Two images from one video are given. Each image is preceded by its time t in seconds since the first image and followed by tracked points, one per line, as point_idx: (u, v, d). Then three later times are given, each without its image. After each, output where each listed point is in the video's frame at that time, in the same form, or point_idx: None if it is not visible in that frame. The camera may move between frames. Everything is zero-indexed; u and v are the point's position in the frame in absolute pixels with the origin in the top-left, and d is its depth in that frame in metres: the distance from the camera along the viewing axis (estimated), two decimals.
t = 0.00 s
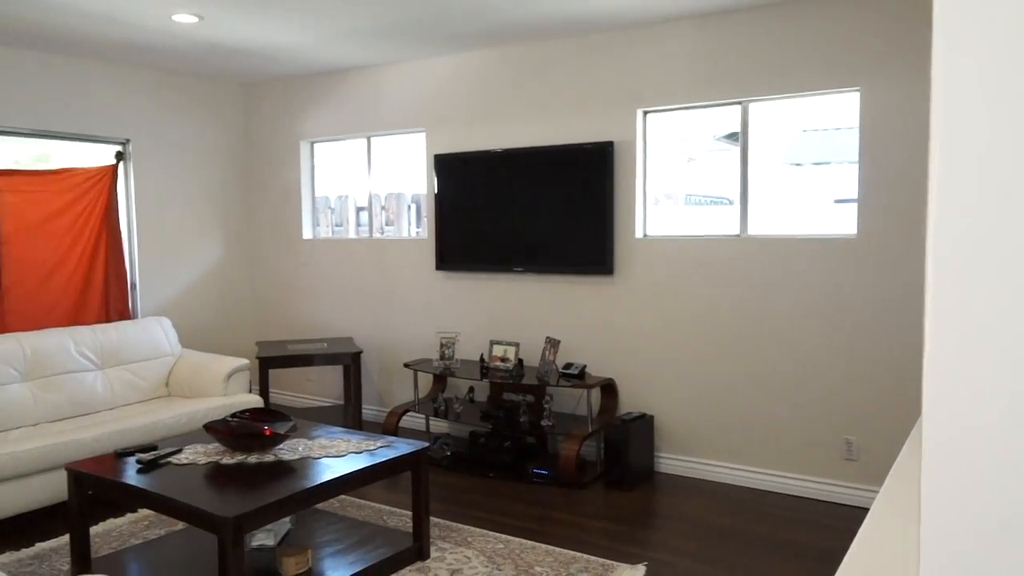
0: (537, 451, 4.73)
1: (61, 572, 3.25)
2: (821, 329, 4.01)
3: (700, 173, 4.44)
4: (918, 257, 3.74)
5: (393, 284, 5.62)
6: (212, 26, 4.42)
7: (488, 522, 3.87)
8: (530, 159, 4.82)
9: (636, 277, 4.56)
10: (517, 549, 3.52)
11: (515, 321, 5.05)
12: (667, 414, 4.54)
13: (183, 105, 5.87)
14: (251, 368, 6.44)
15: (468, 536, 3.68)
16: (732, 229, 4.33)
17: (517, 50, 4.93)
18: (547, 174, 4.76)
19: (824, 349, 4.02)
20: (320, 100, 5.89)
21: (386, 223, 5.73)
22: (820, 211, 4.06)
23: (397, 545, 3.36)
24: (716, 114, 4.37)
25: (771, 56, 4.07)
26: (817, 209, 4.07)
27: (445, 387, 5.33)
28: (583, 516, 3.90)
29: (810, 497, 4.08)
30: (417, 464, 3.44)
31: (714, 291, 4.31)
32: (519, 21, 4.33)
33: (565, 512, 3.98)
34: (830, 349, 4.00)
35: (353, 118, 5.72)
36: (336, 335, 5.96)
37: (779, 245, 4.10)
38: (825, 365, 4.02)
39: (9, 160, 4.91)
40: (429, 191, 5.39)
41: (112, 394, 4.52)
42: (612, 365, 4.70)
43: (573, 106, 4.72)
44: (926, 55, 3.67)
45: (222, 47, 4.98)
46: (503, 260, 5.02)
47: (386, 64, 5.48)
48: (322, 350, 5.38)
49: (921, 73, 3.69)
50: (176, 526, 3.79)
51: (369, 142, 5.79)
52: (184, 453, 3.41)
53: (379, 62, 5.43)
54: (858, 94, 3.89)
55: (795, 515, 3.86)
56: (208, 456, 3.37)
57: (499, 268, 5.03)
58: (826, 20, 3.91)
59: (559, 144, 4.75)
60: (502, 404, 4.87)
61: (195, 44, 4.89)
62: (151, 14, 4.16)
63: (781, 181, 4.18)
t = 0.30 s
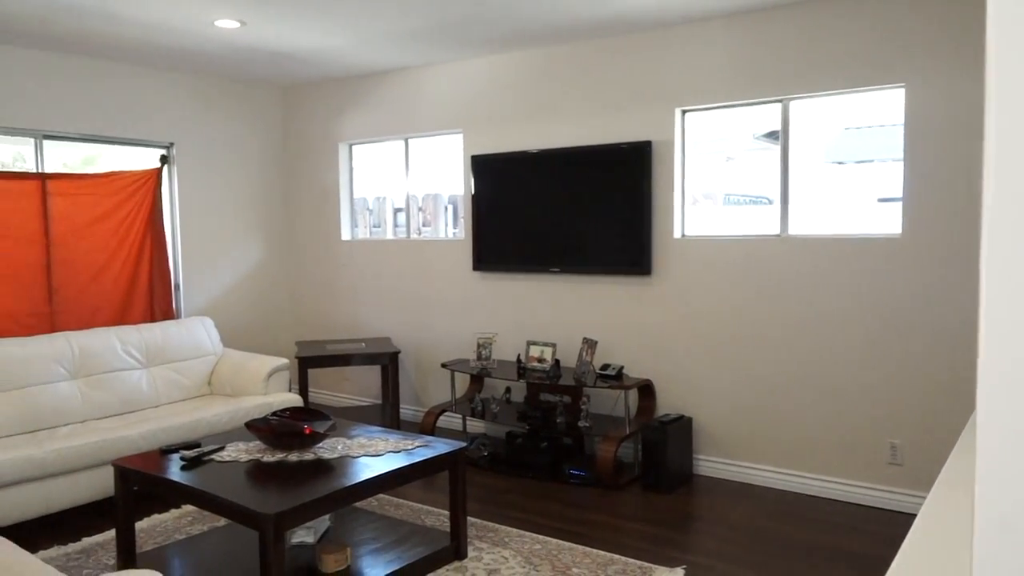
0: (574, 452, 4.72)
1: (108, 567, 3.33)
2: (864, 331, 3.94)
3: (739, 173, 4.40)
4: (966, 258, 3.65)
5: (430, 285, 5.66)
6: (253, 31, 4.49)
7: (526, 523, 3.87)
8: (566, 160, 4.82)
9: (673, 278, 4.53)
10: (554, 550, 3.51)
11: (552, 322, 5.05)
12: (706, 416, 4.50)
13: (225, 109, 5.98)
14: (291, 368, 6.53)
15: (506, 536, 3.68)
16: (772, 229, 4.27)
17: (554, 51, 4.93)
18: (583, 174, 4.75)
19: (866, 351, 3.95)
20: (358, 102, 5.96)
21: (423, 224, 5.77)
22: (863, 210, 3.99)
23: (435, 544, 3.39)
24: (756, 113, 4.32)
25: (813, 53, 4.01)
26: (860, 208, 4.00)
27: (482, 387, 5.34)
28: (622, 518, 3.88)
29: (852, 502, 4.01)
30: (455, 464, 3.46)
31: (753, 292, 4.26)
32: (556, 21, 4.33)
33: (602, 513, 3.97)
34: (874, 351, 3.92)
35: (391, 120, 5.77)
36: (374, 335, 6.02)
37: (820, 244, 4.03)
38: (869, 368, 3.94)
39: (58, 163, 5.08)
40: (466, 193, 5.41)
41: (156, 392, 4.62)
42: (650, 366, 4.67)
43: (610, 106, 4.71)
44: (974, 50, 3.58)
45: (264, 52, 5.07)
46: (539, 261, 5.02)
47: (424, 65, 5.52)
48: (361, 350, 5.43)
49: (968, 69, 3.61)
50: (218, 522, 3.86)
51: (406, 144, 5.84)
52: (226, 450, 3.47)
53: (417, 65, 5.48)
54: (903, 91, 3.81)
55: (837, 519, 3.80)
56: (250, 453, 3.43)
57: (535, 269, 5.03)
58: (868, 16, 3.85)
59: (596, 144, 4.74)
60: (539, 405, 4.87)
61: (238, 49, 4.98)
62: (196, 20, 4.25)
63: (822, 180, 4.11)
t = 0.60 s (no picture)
0: (608, 453, 4.70)
1: (147, 563, 3.40)
2: (903, 332, 3.87)
3: (774, 171, 4.34)
4: (1012, 257, 3.56)
5: (463, 285, 5.68)
6: (290, 34, 4.56)
7: (558, 524, 3.87)
8: (600, 160, 4.80)
9: (708, 279, 4.49)
10: (588, 551, 3.50)
11: (584, 323, 5.04)
12: (741, 418, 4.45)
13: (262, 112, 6.08)
14: (326, 367, 6.60)
15: (539, 537, 3.68)
16: (808, 229, 4.21)
17: (587, 50, 4.92)
18: (615, 174, 4.74)
19: (904, 353, 3.88)
20: (392, 104, 6.01)
21: (456, 224, 5.79)
22: (903, 209, 3.91)
23: (468, 544, 3.40)
24: (792, 111, 4.26)
25: (851, 50, 3.95)
26: (899, 207, 3.92)
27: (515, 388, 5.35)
28: (656, 520, 3.86)
29: (892, 506, 3.94)
30: (488, 464, 3.47)
31: (789, 292, 4.21)
32: (588, 21, 4.32)
33: (636, 515, 3.94)
34: (915, 353, 3.85)
35: (424, 121, 5.81)
36: (408, 335, 6.06)
37: (859, 244, 3.96)
38: (909, 370, 3.87)
39: (101, 167, 5.22)
40: (498, 193, 5.43)
41: (194, 391, 4.71)
42: (685, 367, 4.64)
43: (642, 106, 4.69)
44: (1020, 44, 3.49)
45: (299, 55, 5.13)
46: (572, 261, 5.01)
47: (457, 67, 5.55)
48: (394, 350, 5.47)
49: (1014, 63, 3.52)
50: (254, 519, 3.92)
51: (439, 145, 5.87)
52: (263, 449, 3.52)
53: (450, 65, 5.51)
54: (944, 86, 3.73)
55: (875, 524, 3.73)
56: (286, 452, 3.48)
57: (568, 269, 5.02)
58: (907, 12, 3.78)
59: (629, 144, 4.72)
60: (572, 406, 4.86)
61: (273, 52, 5.05)
62: (234, 25, 4.33)
63: (861, 179, 4.04)
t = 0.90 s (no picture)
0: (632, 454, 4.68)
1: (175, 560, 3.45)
2: (932, 333, 3.81)
3: (801, 170, 4.30)
4: None
5: (487, 285, 5.69)
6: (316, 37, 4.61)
7: (583, 525, 3.86)
8: (624, 160, 4.78)
9: (734, 279, 4.46)
10: (612, 552, 3.49)
11: (609, 323, 5.02)
12: (767, 420, 4.41)
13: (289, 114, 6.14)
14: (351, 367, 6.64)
15: (563, 537, 3.68)
16: (836, 229, 4.16)
17: (611, 50, 4.90)
18: (639, 174, 4.72)
19: (934, 354, 3.82)
20: (416, 105, 6.03)
21: (480, 224, 5.81)
22: (934, 208, 3.85)
23: (493, 544, 3.41)
24: (820, 109, 4.22)
25: (879, 47, 3.90)
26: (930, 206, 3.86)
27: (539, 388, 5.35)
28: (681, 522, 3.83)
29: (921, 510, 3.88)
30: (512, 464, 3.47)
31: (815, 293, 4.17)
32: (612, 20, 4.31)
33: (660, 516, 3.92)
34: (946, 354, 3.78)
35: (448, 122, 5.83)
36: (432, 335, 6.08)
37: (888, 244, 3.90)
38: (941, 371, 3.80)
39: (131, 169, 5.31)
40: (523, 193, 5.43)
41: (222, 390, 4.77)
42: (710, 368, 4.61)
43: (667, 105, 4.66)
44: None
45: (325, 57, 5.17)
46: (596, 261, 5.00)
47: (482, 66, 5.56)
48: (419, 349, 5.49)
49: None
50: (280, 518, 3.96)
51: (463, 146, 5.89)
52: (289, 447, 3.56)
53: (474, 66, 5.53)
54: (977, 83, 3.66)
55: (904, 527, 3.68)
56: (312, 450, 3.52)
57: (592, 269, 5.01)
58: (937, 8, 3.72)
59: (654, 143, 4.70)
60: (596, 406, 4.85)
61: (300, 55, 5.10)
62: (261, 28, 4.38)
63: (890, 178, 3.98)
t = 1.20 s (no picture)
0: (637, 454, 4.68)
1: (179, 559, 3.45)
2: (937, 333, 3.80)
3: (806, 170, 4.30)
4: None
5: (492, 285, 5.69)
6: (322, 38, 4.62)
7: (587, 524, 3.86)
8: (628, 160, 4.78)
9: (738, 279, 4.45)
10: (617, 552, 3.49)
11: (613, 323, 5.02)
12: (772, 420, 4.41)
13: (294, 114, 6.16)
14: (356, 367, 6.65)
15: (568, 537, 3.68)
16: (841, 229, 4.15)
17: (616, 50, 4.90)
18: (644, 174, 4.72)
19: (940, 354, 3.80)
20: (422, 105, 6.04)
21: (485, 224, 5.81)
22: (941, 208, 3.83)
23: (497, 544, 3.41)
24: (825, 108, 4.21)
25: (885, 46, 3.89)
26: (936, 206, 3.85)
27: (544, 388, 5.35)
28: (685, 522, 3.83)
29: (926, 510, 3.87)
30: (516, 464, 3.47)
31: (820, 293, 4.16)
32: (617, 20, 4.31)
33: (665, 516, 3.92)
34: (952, 354, 3.76)
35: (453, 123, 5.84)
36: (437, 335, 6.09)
37: (894, 244, 3.89)
38: (944, 371, 3.79)
39: (136, 169, 5.32)
40: (528, 193, 5.43)
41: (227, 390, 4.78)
42: (715, 368, 4.60)
43: (672, 105, 4.66)
44: None
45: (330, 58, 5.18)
46: (601, 261, 5.00)
47: (488, 66, 5.56)
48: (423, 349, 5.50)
49: None
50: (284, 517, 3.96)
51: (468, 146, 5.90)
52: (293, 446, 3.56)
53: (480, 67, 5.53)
54: (983, 83, 3.65)
55: (909, 528, 3.66)
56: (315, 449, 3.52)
57: (597, 269, 5.01)
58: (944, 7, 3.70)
59: (658, 143, 4.70)
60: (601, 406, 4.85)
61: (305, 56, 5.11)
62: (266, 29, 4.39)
63: (896, 177, 3.97)
